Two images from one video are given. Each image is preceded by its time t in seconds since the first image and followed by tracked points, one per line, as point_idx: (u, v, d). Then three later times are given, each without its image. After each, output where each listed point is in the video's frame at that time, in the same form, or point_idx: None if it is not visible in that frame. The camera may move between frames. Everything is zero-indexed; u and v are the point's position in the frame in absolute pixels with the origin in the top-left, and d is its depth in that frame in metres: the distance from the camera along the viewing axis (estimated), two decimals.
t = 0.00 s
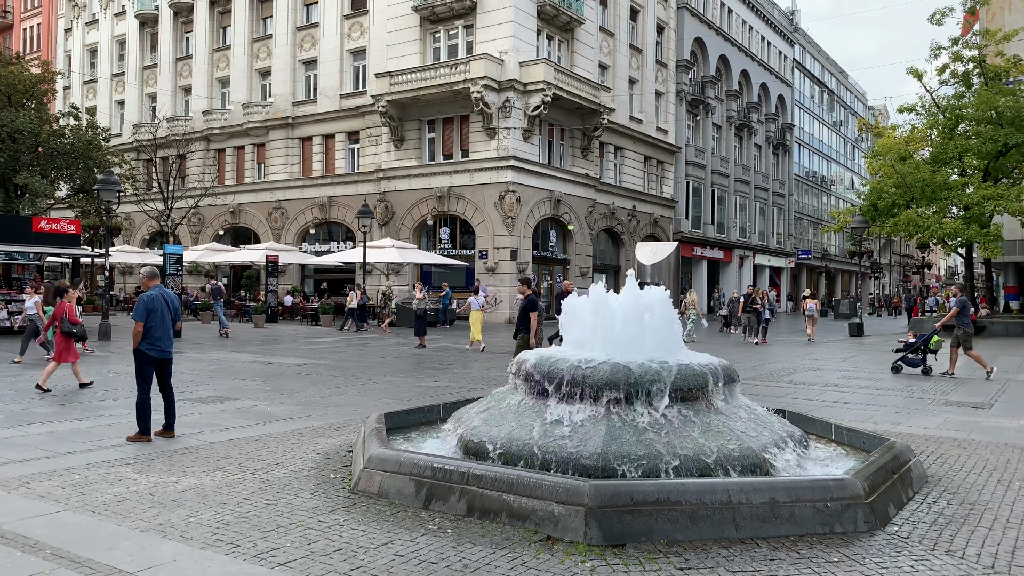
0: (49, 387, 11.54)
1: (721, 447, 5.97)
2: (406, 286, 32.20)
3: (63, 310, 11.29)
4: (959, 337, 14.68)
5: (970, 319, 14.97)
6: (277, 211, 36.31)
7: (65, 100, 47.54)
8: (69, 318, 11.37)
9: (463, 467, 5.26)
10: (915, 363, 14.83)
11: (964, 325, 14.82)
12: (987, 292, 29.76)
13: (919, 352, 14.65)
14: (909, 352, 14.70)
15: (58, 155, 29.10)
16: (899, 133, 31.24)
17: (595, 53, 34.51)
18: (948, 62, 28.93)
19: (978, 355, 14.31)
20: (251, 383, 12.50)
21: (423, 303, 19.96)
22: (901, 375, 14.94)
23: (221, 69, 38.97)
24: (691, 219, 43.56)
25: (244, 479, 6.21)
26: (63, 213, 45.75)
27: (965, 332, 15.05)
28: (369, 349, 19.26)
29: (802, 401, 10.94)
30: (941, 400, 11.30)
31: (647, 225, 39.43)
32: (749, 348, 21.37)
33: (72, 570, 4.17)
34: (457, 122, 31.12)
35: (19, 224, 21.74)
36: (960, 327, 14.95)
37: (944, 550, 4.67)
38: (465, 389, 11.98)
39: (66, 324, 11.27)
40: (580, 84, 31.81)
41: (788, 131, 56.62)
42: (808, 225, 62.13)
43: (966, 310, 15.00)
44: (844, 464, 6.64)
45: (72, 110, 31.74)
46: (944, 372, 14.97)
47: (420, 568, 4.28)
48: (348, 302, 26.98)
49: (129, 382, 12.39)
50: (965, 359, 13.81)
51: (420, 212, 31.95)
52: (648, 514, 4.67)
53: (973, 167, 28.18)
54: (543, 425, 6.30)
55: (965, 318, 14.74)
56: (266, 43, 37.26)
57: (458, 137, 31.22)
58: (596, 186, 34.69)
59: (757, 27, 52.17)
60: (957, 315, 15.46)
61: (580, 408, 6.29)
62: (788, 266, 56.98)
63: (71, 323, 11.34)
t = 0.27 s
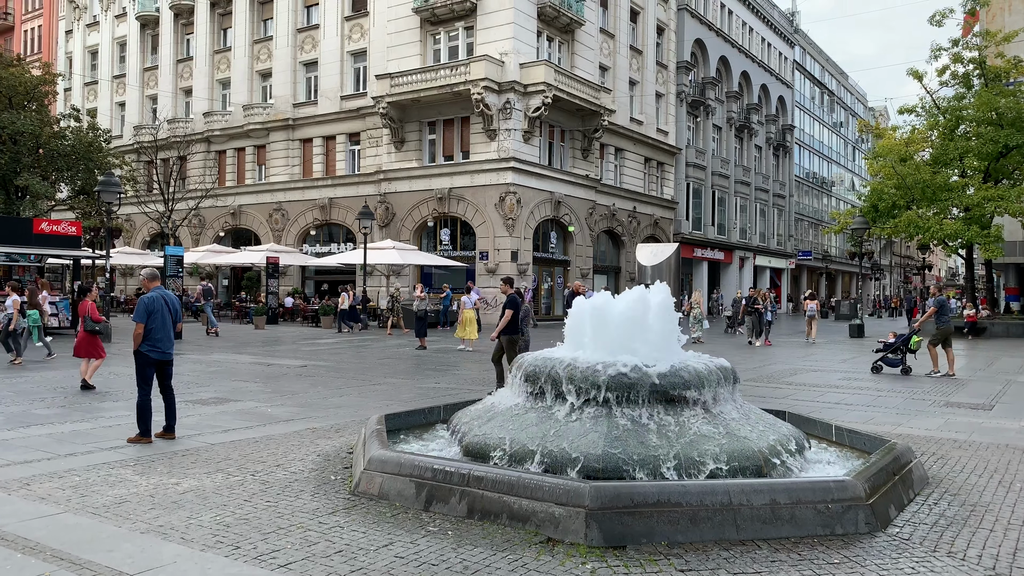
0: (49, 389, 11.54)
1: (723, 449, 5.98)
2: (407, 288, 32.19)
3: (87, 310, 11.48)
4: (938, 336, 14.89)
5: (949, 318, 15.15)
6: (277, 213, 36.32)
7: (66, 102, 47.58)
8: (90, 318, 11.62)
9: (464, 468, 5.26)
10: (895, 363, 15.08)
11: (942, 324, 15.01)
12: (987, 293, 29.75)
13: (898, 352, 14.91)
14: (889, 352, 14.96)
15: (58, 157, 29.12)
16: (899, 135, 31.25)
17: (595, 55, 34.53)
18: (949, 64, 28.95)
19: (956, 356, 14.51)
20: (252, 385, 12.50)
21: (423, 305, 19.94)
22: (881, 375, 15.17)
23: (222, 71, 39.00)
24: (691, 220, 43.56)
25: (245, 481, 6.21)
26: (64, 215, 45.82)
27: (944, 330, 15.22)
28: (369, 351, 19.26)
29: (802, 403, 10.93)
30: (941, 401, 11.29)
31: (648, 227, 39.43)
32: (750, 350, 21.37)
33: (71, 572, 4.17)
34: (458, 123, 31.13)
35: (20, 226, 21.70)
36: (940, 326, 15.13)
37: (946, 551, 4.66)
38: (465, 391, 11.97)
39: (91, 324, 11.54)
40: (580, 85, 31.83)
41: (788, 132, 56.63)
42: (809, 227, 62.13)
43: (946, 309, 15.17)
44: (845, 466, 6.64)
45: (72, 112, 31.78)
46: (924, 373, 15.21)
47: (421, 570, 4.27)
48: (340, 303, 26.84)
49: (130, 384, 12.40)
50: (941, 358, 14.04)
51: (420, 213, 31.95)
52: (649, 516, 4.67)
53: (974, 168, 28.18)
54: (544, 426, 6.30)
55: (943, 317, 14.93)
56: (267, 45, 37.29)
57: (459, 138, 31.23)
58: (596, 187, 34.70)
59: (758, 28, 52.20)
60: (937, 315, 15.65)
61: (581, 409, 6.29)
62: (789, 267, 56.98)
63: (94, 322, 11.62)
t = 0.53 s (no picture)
0: (50, 391, 11.53)
1: (724, 451, 5.97)
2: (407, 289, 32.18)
3: (108, 316, 11.37)
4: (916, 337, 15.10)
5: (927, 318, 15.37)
6: (278, 215, 36.34)
7: (67, 103, 47.61)
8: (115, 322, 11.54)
9: (464, 470, 5.25)
10: (876, 363, 15.28)
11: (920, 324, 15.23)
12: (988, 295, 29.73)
13: (878, 353, 15.13)
14: (868, 353, 15.17)
15: (58, 159, 29.13)
16: (900, 136, 31.24)
17: (595, 56, 34.54)
18: (949, 65, 28.95)
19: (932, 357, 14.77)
20: (252, 387, 12.49)
21: (424, 306, 19.91)
22: (861, 376, 15.35)
23: (223, 72, 39.03)
24: (692, 222, 43.55)
25: (245, 483, 6.21)
26: (65, 217, 45.86)
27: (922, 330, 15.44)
28: (369, 352, 19.24)
29: (803, 404, 10.93)
30: (942, 403, 11.26)
31: (648, 228, 39.43)
32: (750, 351, 21.36)
33: (70, 574, 4.16)
34: (458, 125, 31.13)
35: (20, 228, 21.73)
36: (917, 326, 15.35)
37: (947, 554, 4.65)
38: (465, 393, 11.95)
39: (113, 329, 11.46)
40: (580, 87, 31.84)
41: (789, 133, 56.61)
42: (810, 228, 62.09)
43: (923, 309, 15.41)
44: (846, 468, 6.63)
45: (73, 114, 31.80)
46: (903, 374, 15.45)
47: (419, 572, 4.27)
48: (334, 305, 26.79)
49: (130, 385, 12.41)
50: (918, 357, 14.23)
51: (421, 215, 31.96)
52: (649, 518, 4.66)
53: (974, 170, 28.18)
54: (544, 429, 6.29)
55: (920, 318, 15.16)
56: (267, 47, 37.32)
57: (459, 140, 31.23)
58: (597, 189, 34.71)
59: (758, 30, 52.22)
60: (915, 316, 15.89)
61: (581, 411, 6.28)
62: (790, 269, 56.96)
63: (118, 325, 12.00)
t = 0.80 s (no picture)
0: (50, 393, 11.54)
1: (723, 453, 5.96)
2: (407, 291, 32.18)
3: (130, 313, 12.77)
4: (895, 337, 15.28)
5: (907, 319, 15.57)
6: (278, 216, 36.36)
7: (67, 105, 47.66)
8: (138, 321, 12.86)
9: (464, 472, 5.25)
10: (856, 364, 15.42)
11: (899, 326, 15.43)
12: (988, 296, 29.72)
13: (858, 353, 15.26)
14: (849, 355, 15.28)
15: (59, 161, 29.15)
16: (900, 138, 31.25)
17: (596, 58, 34.58)
18: (949, 67, 28.97)
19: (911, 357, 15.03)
20: (252, 388, 12.49)
21: (424, 308, 19.92)
22: (842, 376, 15.48)
23: (223, 74, 39.07)
24: (692, 224, 43.55)
25: (245, 485, 6.20)
26: (65, 219, 45.89)
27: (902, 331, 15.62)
28: (369, 354, 19.25)
29: (803, 406, 10.91)
30: (943, 405, 11.27)
31: (648, 230, 39.44)
32: (751, 353, 21.35)
33: None
34: (458, 127, 31.15)
35: (20, 230, 21.78)
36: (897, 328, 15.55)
37: (947, 555, 4.65)
38: (465, 395, 11.95)
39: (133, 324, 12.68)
40: (581, 89, 31.87)
41: (789, 135, 56.64)
42: (810, 230, 62.10)
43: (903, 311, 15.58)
44: (847, 469, 6.63)
45: (73, 116, 31.83)
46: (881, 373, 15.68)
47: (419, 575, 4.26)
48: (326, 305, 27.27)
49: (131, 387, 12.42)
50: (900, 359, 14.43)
51: (421, 217, 31.97)
52: (649, 519, 4.66)
53: (974, 172, 28.19)
54: (545, 430, 6.29)
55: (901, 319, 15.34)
56: (268, 49, 37.36)
57: (459, 141, 31.25)
58: (597, 191, 34.73)
59: (758, 32, 52.27)
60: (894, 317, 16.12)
61: (582, 412, 6.28)
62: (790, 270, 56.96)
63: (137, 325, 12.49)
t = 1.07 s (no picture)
0: (50, 395, 11.53)
1: (723, 454, 5.97)
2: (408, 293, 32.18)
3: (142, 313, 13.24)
4: (873, 338, 15.51)
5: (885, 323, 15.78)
6: (278, 218, 36.34)
7: (67, 107, 47.68)
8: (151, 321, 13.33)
9: (464, 473, 5.25)
10: (836, 365, 15.62)
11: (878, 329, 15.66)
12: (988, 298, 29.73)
13: (838, 355, 15.44)
14: (829, 356, 15.44)
15: (59, 162, 29.14)
16: (899, 139, 31.25)
17: (596, 60, 34.60)
18: (949, 69, 28.97)
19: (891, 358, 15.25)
20: (252, 390, 12.48)
21: (424, 309, 19.92)
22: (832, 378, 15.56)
23: (223, 76, 39.08)
24: (692, 225, 43.55)
25: (245, 487, 6.20)
26: (65, 220, 45.89)
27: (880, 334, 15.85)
28: (370, 356, 19.25)
29: (803, 407, 10.90)
30: (942, 406, 11.27)
31: (648, 231, 39.45)
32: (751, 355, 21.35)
33: None
34: (458, 128, 31.16)
35: (21, 231, 21.79)
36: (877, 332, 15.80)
37: (947, 557, 4.65)
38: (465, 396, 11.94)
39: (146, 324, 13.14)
40: (581, 90, 31.88)
41: (789, 137, 56.66)
42: (810, 231, 62.11)
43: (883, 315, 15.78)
44: (846, 470, 6.63)
45: (73, 117, 31.83)
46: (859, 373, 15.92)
47: None
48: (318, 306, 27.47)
49: (131, 389, 12.42)
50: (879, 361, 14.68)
51: (421, 218, 31.97)
52: (649, 521, 4.65)
53: (974, 173, 28.20)
54: (545, 431, 6.29)
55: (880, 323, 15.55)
56: (268, 51, 37.38)
57: (459, 143, 31.26)
58: (597, 192, 34.74)
59: (758, 33, 52.31)
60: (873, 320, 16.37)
61: (582, 414, 6.28)
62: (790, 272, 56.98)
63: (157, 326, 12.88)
